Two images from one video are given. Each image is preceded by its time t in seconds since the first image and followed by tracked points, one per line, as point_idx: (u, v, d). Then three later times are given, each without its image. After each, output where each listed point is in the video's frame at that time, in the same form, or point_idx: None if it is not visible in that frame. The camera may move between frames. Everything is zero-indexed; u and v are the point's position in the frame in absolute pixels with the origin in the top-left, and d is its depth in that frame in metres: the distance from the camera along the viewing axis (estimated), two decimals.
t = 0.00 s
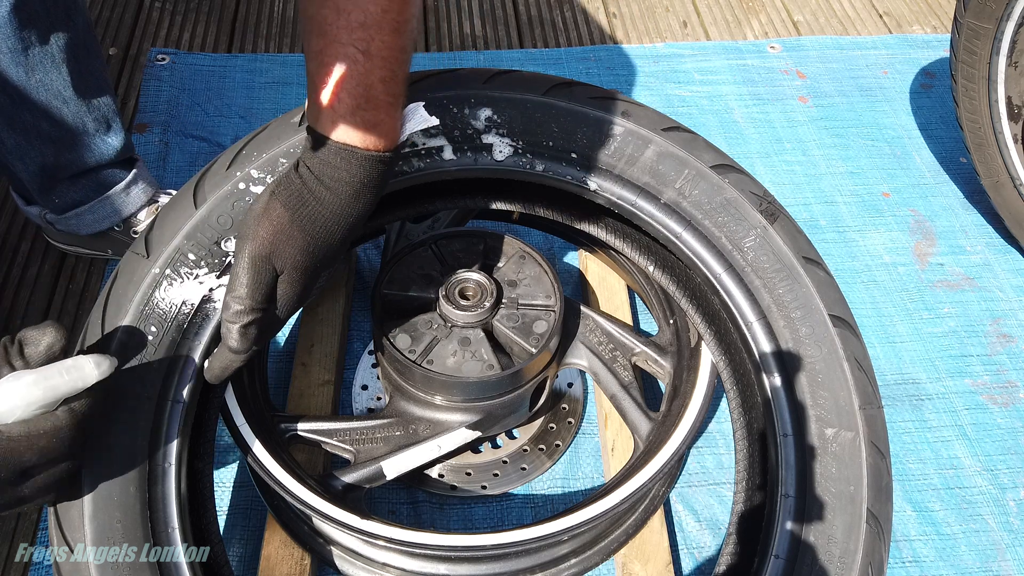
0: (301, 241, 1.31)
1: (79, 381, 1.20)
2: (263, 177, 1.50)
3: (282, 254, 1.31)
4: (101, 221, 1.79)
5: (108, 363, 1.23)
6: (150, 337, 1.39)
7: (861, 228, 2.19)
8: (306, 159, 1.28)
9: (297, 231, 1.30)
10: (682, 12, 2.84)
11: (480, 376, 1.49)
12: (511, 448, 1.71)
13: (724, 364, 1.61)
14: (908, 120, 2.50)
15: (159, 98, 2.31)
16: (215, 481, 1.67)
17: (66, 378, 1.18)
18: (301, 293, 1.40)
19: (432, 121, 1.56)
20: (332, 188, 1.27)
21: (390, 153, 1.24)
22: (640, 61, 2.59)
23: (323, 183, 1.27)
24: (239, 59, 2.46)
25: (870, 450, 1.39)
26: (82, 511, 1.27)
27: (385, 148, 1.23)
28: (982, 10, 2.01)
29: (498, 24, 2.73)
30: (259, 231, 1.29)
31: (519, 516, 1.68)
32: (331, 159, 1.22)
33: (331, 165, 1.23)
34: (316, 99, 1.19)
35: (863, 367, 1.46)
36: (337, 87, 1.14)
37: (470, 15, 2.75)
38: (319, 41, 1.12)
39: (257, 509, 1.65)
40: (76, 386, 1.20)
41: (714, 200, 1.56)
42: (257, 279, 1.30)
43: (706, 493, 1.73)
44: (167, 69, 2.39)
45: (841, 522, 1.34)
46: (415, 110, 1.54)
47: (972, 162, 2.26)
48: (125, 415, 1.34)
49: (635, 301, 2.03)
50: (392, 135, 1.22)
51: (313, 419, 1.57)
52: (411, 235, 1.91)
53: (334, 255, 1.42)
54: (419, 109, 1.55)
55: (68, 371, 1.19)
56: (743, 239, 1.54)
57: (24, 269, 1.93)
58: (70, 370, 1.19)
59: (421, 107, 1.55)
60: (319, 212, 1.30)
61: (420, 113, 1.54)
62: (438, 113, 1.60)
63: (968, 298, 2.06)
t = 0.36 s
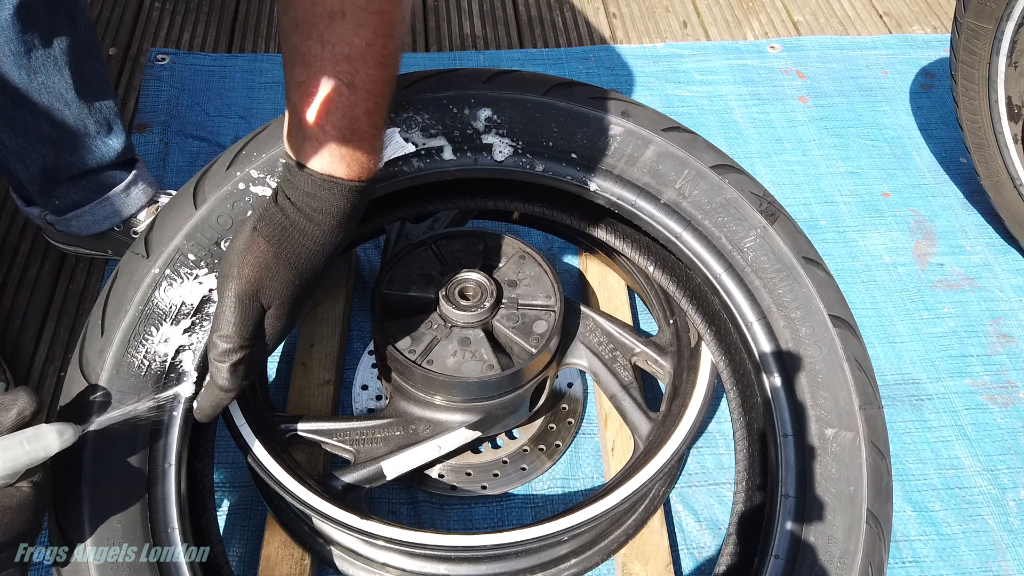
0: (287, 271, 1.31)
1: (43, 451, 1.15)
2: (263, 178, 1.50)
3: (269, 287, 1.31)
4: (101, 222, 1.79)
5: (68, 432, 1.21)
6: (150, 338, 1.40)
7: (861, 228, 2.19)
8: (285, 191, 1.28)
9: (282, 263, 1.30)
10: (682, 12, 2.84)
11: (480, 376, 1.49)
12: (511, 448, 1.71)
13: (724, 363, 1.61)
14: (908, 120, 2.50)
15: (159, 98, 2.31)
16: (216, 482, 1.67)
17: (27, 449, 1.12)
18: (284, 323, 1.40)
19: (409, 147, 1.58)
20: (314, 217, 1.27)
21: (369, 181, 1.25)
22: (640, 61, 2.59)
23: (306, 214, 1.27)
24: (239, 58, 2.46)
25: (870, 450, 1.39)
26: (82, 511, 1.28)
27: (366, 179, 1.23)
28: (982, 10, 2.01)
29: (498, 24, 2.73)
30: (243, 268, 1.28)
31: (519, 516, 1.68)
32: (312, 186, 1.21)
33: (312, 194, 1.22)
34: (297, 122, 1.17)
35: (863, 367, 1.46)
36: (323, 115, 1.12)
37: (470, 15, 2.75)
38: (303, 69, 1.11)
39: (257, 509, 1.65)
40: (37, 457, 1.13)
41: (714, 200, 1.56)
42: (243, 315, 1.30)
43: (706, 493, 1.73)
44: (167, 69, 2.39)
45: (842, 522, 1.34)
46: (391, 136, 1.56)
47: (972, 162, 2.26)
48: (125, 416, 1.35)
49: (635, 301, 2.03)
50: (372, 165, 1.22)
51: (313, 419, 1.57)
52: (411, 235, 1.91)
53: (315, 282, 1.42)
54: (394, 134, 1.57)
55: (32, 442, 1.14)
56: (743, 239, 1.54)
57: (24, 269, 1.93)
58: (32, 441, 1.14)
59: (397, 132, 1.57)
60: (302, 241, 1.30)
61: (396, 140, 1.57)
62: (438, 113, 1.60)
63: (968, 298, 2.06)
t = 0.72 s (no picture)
0: (251, 347, 1.32)
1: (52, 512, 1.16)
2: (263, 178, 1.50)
3: (238, 368, 1.31)
4: (102, 224, 1.79)
5: (79, 491, 1.21)
6: (150, 339, 1.40)
7: (861, 228, 2.19)
8: (231, 272, 1.28)
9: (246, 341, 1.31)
10: (682, 12, 2.84)
11: (480, 376, 1.49)
12: (511, 448, 1.71)
13: (724, 364, 1.62)
14: (908, 120, 2.50)
15: (159, 98, 2.31)
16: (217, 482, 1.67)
17: (36, 507, 1.14)
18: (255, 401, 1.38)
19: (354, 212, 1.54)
20: (268, 288, 1.29)
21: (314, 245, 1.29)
22: (641, 61, 2.59)
23: (258, 286, 1.29)
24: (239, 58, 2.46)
25: (870, 450, 1.39)
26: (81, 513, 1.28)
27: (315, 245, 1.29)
28: (982, 10, 2.01)
29: (498, 24, 2.73)
30: (209, 355, 1.28)
31: (519, 516, 1.68)
32: (262, 255, 1.24)
33: (262, 263, 1.25)
34: (259, 182, 1.17)
35: (863, 367, 1.46)
36: (299, 169, 1.15)
37: (470, 16, 2.75)
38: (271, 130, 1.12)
39: (257, 509, 1.65)
40: (46, 516, 1.15)
41: (714, 201, 1.56)
42: (217, 400, 1.28)
43: (706, 493, 1.73)
44: (167, 69, 2.39)
45: (841, 522, 1.34)
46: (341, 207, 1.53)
47: (972, 162, 2.26)
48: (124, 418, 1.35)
49: (635, 301, 2.03)
50: (320, 230, 1.28)
51: (314, 419, 1.57)
52: (411, 235, 1.91)
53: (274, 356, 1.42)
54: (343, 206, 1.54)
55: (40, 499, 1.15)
56: (743, 239, 1.54)
57: (24, 269, 1.93)
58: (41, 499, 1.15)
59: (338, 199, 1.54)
60: (260, 314, 1.31)
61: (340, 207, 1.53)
62: (438, 112, 1.60)
63: (968, 298, 2.06)
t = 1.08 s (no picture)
0: (261, 413, 1.32)
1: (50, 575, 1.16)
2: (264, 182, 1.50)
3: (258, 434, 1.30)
4: (104, 225, 1.79)
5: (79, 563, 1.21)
6: (150, 339, 1.40)
7: (862, 228, 2.19)
8: (224, 347, 1.29)
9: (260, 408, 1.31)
10: (682, 12, 2.84)
11: (480, 376, 1.49)
12: (511, 448, 1.71)
13: (724, 364, 1.62)
14: (908, 120, 2.50)
15: (159, 98, 2.31)
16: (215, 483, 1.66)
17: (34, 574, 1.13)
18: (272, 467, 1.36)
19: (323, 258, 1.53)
20: (265, 353, 1.31)
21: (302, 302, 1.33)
22: (641, 61, 2.58)
23: (258, 351, 1.30)
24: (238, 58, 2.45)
25: (870, 451, 1.39)
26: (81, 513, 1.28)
27: (293, 304, 1.31)
28: (983, 10, 2.01)
29: (498, 23, 2.73)
30: (229, 428, 1.26)
31: (519, 517, 1.67)
32: (260, 320, 1.27)
33: (259, 328, 1.28)
34: (241, 244, 1.22)
35: (863, 367, 1.46)
36: (284, 227, 1.22)
37: (469, 15, 2.75)
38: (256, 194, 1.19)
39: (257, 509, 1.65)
40: None
41: (714, 201, 1.56)
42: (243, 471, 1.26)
43: (706, 493, 1.72)
44: (166, 69, 2.39)
45: (842, 523, 1.34)
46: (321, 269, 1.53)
47: (972, 162, 2.26)
48: (123, 418, 1.35)
49: (635, 301, 2.02)
50: (299, 289, 1.31)
51: (314, 421, 1.54)
52: (411, 236, 1.91)
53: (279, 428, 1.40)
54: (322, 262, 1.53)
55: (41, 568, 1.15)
56: (743, 239, 1.54)
57: (23, 269, 1.92)
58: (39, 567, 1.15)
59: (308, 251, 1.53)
60: (261, 379, 1.32)
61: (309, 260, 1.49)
62: (438, 112, 1.60)
63: (968, 298, 2.06)
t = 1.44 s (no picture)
0: (262, 457, 1.32)
1: None
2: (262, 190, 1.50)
3: (266, 478, 1.31)
4: (108, 228, 1.80)
5: None
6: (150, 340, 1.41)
7: (861, 228, 2.19)
8: (213, 401, 1.29)
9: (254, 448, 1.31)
10: (682, 13, 2.85)
11: (480, 376, 1.50)
12: (511, 447, 1.71)
13: (724, 364, 1.62)
14: (908, 120, 2.50)
15: (160, 98, 2.31)
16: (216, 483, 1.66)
17: None
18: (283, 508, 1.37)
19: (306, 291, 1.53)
20: (257, 401, 1.31)
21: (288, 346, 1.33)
22: (642, 62, 2.59)
23: (249, 397, 1.30)
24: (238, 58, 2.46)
25: (869, 450, 1.39)
26: (82, 514, 1.29)
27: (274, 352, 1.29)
28: (982, 11, 2.01)
29: (499, 24, 2.73)
30: (235, 479, 1.27)
31: (519, 517, 1.67)
32: (248, 368, 1.27)
33: (248, 376, 1.28)
34: (228, 292, 1.23)
35: (863, 367, 1.46)
36: (272, 277, 1.24)
37: (470, 16, 2.76)
38: (247, 247, 1.22)
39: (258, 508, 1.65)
40: None
41: (714, 201, 1.56)
42: (259, 519, 1.28)
43: (706, 493, 1.73)
44: (167, 69, 2.39)
45: (841, 523, 1.34)
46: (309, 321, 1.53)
47: (972, 162, 2.26)
48: (124, 418, 1.36)
49: (635, 301, 2.03)
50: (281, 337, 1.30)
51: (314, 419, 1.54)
52: (411, 236, 1.91)
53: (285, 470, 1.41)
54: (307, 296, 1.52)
55: None
56: (743, 240, 1.55)
57: (24, 270, 1.93)
58: None
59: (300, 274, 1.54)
60: (257, 424, 1.32)
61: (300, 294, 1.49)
62: (438, 113, 1.60)
63: (968, 298, 2.06)
